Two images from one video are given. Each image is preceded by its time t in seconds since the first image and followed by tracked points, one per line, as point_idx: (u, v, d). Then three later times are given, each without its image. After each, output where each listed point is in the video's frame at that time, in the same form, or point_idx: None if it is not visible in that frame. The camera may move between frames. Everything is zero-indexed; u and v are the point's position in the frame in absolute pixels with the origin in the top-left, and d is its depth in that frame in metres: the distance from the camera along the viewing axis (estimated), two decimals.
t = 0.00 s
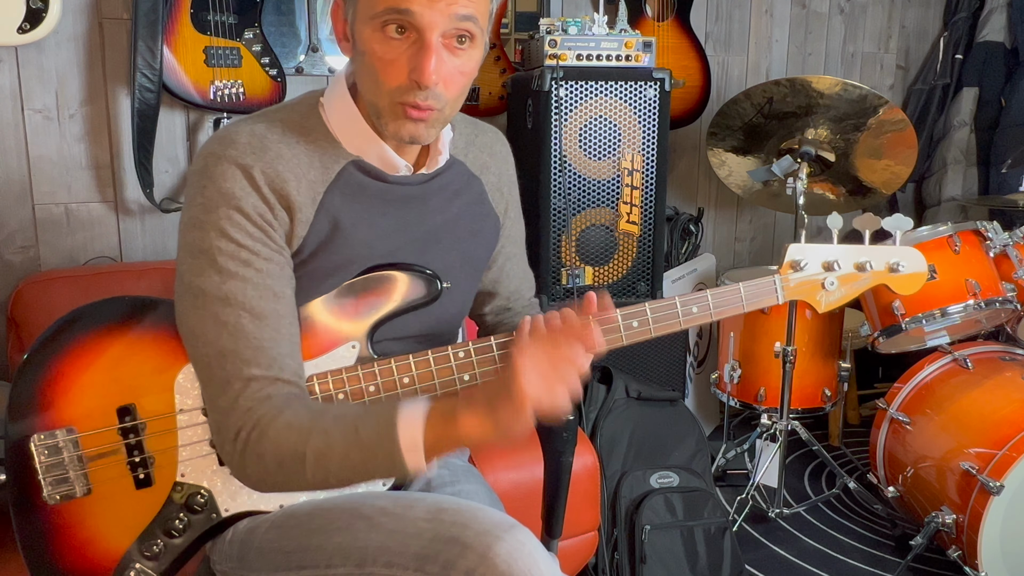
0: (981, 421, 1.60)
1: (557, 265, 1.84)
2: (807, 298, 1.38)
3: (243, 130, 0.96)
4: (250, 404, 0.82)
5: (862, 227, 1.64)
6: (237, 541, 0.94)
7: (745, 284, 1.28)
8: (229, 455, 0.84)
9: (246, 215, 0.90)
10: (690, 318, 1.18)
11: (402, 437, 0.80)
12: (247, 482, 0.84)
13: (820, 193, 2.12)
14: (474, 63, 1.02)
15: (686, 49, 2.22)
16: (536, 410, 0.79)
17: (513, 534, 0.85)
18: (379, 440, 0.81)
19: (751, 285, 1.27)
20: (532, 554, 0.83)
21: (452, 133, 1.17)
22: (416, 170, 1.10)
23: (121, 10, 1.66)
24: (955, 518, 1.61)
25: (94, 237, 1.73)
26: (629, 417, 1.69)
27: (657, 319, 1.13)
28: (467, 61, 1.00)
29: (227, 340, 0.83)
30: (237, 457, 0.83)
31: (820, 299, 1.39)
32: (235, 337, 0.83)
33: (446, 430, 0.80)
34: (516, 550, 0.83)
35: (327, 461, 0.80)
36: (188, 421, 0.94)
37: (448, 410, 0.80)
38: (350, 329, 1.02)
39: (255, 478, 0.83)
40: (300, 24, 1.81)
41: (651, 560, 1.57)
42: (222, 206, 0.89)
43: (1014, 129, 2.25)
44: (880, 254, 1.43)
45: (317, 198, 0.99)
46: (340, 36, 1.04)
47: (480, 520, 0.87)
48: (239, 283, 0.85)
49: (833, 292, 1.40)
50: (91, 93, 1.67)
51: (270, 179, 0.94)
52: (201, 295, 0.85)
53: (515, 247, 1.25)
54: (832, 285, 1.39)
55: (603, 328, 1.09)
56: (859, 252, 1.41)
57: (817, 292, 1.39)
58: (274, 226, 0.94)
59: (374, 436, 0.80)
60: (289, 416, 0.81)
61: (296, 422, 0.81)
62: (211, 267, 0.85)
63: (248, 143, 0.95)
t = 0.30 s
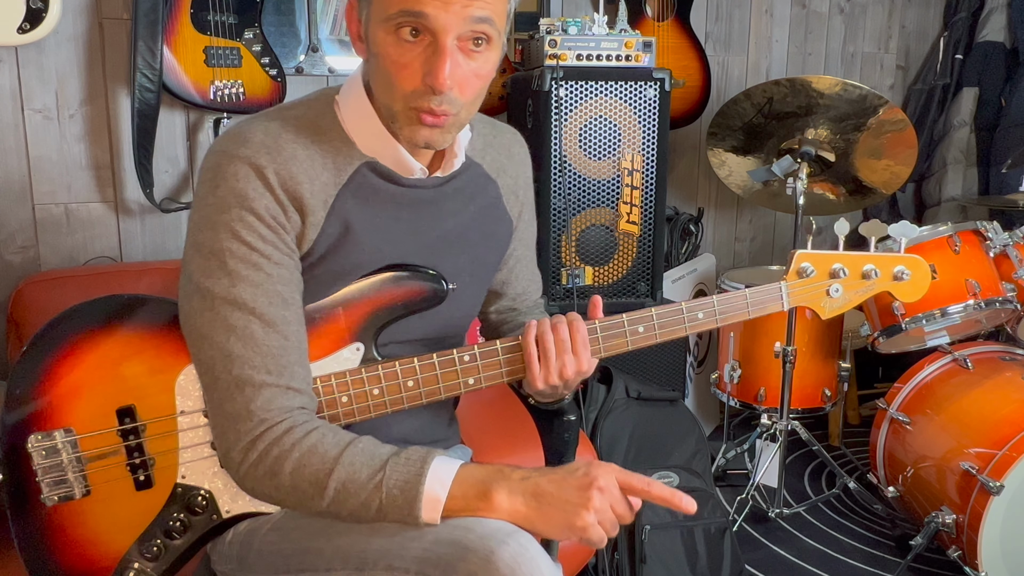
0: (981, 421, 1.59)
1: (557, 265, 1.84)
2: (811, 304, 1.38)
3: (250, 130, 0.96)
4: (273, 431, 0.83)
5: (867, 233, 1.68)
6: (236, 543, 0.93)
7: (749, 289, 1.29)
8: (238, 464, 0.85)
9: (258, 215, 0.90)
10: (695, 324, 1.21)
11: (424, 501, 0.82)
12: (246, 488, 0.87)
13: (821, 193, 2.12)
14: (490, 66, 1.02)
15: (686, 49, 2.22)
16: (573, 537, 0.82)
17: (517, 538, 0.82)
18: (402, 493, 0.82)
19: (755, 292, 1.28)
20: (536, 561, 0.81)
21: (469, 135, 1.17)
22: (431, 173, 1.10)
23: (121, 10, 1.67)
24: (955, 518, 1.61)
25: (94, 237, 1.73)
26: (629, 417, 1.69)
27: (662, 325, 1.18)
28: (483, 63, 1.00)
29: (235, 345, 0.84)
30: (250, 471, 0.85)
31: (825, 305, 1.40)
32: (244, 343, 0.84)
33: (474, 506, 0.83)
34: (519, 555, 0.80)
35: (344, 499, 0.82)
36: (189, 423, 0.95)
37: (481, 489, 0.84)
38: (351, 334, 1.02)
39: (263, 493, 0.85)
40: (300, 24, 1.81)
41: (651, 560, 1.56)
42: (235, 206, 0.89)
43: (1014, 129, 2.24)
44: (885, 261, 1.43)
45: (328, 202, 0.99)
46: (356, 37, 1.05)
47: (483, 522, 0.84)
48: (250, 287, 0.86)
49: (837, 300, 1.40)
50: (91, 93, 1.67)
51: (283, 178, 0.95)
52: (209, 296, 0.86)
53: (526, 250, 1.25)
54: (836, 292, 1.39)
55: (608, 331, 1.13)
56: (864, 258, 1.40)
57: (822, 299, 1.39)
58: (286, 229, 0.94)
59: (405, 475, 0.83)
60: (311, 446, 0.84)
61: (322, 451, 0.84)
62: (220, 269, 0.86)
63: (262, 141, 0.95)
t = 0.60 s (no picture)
0: (981, 421, 1.60)
1: (557, 264, 1.84)
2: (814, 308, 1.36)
3: (262, 130, 0.96)
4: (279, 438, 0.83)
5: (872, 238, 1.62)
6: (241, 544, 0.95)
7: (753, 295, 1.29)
8: (243, 471, 0.85)
9: (276, 219, 0.89)
10: (700, 327, 1.22)
11: (435, 507, 0.82)
12: (249, 495, 0.86)
13: (821, 193, 2.12)
14: (519, 78, 1.02)
15: (687, 49, 2.22)
16: (583, 546, 0.83)
17: (524, 543, 0.83)
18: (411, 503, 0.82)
19: (760, 297, 1.28)
20: (543, 565, 0.82)
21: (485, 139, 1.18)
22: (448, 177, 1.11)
23: (121, 10, 1.67)
24: (955, 518, 1.61)
25: (94, 237, 1.73)
26: (629, 416, 1.70)
27: (668, 327, 1.18)
28: (512, 75, 1.00)
29: (245, 348, 0.83)
30: (256, 480, 0.85)
31: (827, 308, 1.37)
32: (256, 348, 0.83)
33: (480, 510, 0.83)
34: (526, 560, 0.81)
35: (352, 506, 0.82)
36: (193, 427, 0.94)
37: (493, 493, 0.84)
38: (359, 336, 1.01)
39: (267, 501, 0.85)
40: (300, 24, 1.81)
41: (651, 560, 1.56)
42: (252, 209, 0.88)
43: (1014, 129, 2.24)
44: (888, 262, 1.39)
45: (346, 205, 0.99)
46: (380, 39, 1.04)
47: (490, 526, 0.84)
48: (262, 291, 0.85)
49: (841, 302, 1.38)
50: (91, 93, 1.66)
51: (303, 182, 0.94)
52: (225, 299, 0.84)
53: (534, 253, 1.25)
54: (839, 295, 1.37)
55: (614, 336, 1.13)
56: (867, 261, 1.37)
57: (825, 303, 1.37)
58: (304, 233, 0.94)
59: (413, 483, 0.83)
60: (316, 454, 0.83)
61: (328, 459, 0.84)
62: (233, 271, 0.85)
63: (282, 142, 0.95)
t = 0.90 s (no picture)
0: (981, 421, 1.59)
1: (557, 264, 1.84)
2: (819, 317, 1.38)
3: (268, 132, 0.96)
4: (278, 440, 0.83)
5: (878, 247, 1.65)
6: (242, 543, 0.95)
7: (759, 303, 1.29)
8: (245, 474, 0.85)
9: (283, 223, 0.90)
10: (705, 334, 1.22)
11: (435, 508, 0.83)
12: (251, 500, 0.87)
13: (820, 193, 2.13)
14: (531, 85, 1.01)
15: (687, 49, 2.22)
16: (584, 545, 0.83)
17: (526, 543, 0.83)
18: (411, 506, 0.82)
19: (765, 306, 1.29)
20: (545, 565, 0.82)
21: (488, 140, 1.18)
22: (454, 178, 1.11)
23: (121, 11, 1.67)
24: (955, 518, 1.61)
25: (94, 237, 1.73)
26: (628, 416, 1.70)
27: (673, 333, 1.18)
28: (526, 82, 1.00)
29: (247, 352, 0.83)
30: (257, 484, 0.85)
31: (833, 318, 1.40)
32: (259, 352, 0.83)
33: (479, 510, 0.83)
34: (528, 560, 0.81)
35: (352, 508, 0.82)
36: (195, 425, 0.94)
37: (492, 492, 0.84)
38: (364, 336, 1.01)
39: (269, 504, 0.85)
40: (300, 24, 1.81)
41: (651, 560, 1.56)
42: (258, 212, 0.88)
43: (1014, 129, 2.24)
44: (895, 275, 1.43)
45: (352, 207, 0.99)
46: (391, 41, 1.03)
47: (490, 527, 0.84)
48: (267, 295, 0.85)
49: (846, 312, 1.40)
50: (91, 93, 1.67)
51: (309, 186, 0.94)
52: (227, 302, 0.85)
53: (535, 253, 1.25)
54: (846, 305, 1.39)
55: (619, 340, 1.13)
56: (875, 272, 1.40)
57: (830, 312, 1.39)
58: (309, 237, 0.94)
59: (414, 483, 0.83)
60: (315, 456, 0.83)
61: (329, 461, 0.83)
62: (238, 275, 0.85)
63: (288, 145, 0.95)
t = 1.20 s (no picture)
0: (982, 421, 1.59)
1: (557, 265, 1.84)
2: (819, 316, 1.38)
3: (267, 131, 0.96)
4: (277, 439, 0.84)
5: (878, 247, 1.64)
6: (242, 543, 0.95)
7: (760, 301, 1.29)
8: (244, 473, 0.85)
9: (280, 222, 0.90)
10: (705, 333, 1.22)
11: (435, 507, 0.82)
12: (251, 501, 0.87)
13: (821, 193, 2.13)
14: (529, 84, 1.01)
15: (687, 49, 2.22)
16: (584, 545, 0.83)
17: (525, 543, 0.83)
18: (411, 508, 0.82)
19: (765, 304, 1.29)
20: (544, 565, 0.82)
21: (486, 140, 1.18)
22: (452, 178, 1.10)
23: (121, 10, 1.67)
24: (955, 518, 1.61)
25: (95, 237, 1.73)
26: (628, 417, 1.70)
27: (673, 333, 1.18)
28: (523, 81, 1.00)
29: (247, 352, 0.83)
30: (257, 485, 0.85)
31: (832, 316, 1.40)
32: (258, 352, 0.83)
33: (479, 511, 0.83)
34: (527, 560, 0.81)
35: (352, 508, 0.82)
36: (195, 426, 0.94)
37: (491, 492, 0.84)
38: (363, 335, 1.01)
39: (269, 505, 0.85)
40: (300, 24, 1.81)
41: (651, 560, 1.56)
42: (256, 212, 0.88)
43: (1014, 129, 2.24)
44: (895, 274, 1.43)
45: (351, 207, 0.99)
46: (387, 39, 1.03)
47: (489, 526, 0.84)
48: (265, 294, 0.85)
49: (846, 311, 1.40)
50: (91, 93, 1.67)
51: (307, 185, 0.94)
52: (227, 302, 0.85)
53: (534, 252, 1.25)
54: (845, 304, 1.39)
55: (618, 340, 1.13)
56: (874, 271, 1.40)
57: (830, 311, 1.39)
58: (308, 237, 0.94)
59: (413, 483, 0.83)
60: (313, 455, 0.83)
61: (328, 461, 0.84)
62: (238, 275, 0.85)
63: (286, 145, 0.95)
